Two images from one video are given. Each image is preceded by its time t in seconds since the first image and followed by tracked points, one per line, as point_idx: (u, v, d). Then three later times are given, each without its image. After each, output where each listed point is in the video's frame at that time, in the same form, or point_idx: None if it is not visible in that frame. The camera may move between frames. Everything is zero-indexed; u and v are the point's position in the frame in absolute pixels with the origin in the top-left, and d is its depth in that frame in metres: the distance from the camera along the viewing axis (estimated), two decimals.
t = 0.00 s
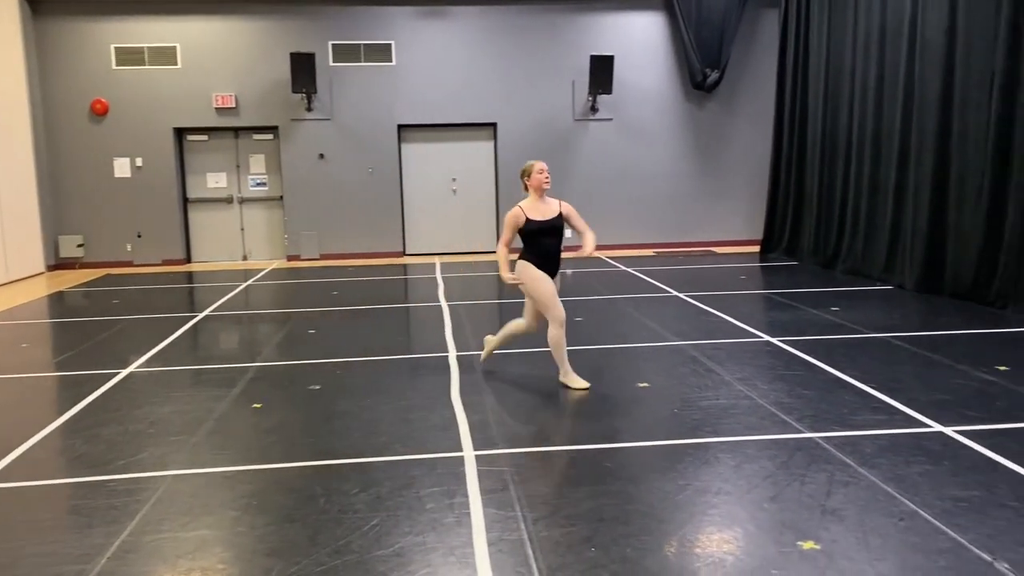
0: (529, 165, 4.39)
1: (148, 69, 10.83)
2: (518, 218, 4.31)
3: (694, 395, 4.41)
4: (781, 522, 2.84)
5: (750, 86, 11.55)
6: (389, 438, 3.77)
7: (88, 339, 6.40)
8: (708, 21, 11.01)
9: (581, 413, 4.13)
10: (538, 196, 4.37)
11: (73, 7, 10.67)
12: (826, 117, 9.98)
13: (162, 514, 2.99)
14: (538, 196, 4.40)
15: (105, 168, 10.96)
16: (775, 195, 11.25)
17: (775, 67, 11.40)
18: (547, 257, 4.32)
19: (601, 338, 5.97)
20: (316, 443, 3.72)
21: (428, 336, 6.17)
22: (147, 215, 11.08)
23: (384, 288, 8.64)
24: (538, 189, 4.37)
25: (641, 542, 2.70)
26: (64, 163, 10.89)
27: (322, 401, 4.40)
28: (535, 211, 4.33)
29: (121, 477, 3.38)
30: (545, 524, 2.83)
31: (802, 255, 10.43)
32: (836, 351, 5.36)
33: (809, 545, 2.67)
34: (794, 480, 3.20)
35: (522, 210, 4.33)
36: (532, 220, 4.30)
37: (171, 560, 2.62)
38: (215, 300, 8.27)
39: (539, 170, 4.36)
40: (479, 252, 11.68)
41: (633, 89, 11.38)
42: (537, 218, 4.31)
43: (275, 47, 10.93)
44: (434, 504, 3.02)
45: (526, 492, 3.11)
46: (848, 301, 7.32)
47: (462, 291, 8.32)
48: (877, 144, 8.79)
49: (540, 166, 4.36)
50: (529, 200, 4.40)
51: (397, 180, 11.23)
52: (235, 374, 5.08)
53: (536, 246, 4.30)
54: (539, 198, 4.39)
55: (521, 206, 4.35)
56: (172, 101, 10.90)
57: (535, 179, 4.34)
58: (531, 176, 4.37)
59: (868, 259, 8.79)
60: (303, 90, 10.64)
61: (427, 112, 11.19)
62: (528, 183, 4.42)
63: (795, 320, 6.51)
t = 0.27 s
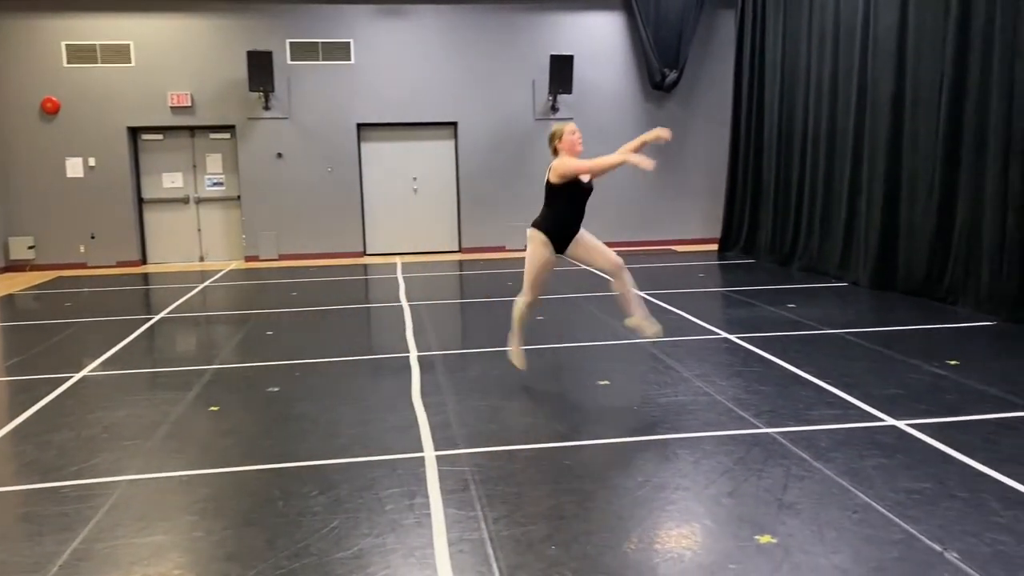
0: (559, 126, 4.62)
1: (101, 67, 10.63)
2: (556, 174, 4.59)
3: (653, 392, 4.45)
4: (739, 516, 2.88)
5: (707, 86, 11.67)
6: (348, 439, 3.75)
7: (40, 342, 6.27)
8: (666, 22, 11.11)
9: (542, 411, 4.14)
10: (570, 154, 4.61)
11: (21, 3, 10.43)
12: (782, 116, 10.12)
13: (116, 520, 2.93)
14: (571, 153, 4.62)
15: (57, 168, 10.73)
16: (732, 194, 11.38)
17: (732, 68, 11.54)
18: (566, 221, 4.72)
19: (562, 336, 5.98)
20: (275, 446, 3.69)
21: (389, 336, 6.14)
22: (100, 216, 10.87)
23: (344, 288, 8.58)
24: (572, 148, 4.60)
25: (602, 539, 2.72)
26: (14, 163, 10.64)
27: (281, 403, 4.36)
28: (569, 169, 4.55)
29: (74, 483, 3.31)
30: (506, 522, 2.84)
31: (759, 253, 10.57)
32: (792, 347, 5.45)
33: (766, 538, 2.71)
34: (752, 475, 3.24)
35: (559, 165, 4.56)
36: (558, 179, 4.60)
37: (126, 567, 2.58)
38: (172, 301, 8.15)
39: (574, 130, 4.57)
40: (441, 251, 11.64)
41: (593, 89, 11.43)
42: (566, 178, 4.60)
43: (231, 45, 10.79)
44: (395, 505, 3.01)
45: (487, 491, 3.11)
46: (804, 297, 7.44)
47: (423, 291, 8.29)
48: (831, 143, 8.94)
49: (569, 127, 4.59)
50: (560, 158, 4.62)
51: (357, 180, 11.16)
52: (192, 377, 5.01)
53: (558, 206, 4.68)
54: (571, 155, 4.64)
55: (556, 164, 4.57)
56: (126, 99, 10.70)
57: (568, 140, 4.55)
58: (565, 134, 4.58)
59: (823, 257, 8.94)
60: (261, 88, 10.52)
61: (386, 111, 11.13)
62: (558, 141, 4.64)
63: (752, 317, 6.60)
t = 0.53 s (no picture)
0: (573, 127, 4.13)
1: (49, 65, 10.39)
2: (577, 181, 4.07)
3: (611, 390, 4.47)
4: (695, 512, 2.91)
5: (664, 86, 11.76)
6: (305, 441, 3.71)
7: None
8: (623, 22, 11.19)
9: (500, 410, 4.14)
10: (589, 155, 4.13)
11: None
12: (737, 116, 10.25)
13: (66, 528, 2.87)
14: (592, 154, 4.13)
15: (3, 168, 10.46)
16: (689, 193, 11.50)
17: (687, 68, 11.65)
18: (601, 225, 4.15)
19: (521, 335, 6.00)
20: (230, 449, 3.64)
21: (347, 337, 6.09)
22: (50, 217, 10.62)
23: (302, 289, 8.50)
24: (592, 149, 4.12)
25: (560, 537, 2.73)
26: None
27: (236, 406, 4.30)
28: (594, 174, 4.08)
29: (21, 491, 3.23)
30: (464, 523, 2.83)
31: (716, 252, 10.69)
32: (747, 344, 5.52)
33: (721, 533, 2.74)
34: (707, 471, 3.28)
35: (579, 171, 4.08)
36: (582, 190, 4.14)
37: None
38: (124, 304, 7.99)
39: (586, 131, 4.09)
40: (400, 251, 11.58)
41: (551, 89, 11.46)
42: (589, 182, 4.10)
43: (184, 42, 10.62)
44: (352, 507, 2.99)
45: (445, 492, 3.10)
46: (760, 295, 7.54)
47: (382, 292, 8.24)
48: (785, 143, 9.08)
49: (580, 129, 4.12)
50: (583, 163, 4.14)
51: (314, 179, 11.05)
52: (145, 381, 4.92)
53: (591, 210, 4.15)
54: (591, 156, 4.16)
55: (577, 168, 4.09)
56: (76, 97, 10.48)
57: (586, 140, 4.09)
58: (581, 137, 4.11)
59: (778, 255, 9.07)
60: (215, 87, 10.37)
61: (343, 110, 11.04)
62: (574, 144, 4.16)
63: (709, 314, 6.67)
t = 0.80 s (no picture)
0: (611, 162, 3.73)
1: None
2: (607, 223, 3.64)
3: (569, 388, 4.49)
4: (650, 508, 2.93)
5: (621, 85, 11.83)
6: (259, 444, 3.67)
7: None
8: (579, 21, 11.25)
9: (457, 410, 4.13)
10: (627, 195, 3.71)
11: None
12: (692, 115, 10.35)
13: (10, 537, 2.80)
14: (627, 194, 3.72)
15: None
16: (647, 191, 11.59)
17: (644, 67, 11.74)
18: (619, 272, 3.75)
19: (480, 334, 5.99)
20: (182, 453, 3.57)
21: (304, 338, 6.03)
22: None
23: (258, 290, 8.39)
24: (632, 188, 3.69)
25: (516, 536, 2.73)
26: None
27: (189, 409, 4.23)
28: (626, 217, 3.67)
29: None
30: (420, 524, 2.82)
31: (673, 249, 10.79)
32: (703, 341, 5.58)
33: (675, 529, 2.77)
34: (663, 467, 3.31)
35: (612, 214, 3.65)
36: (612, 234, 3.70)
37: None
38: (74, 306, 7.82)
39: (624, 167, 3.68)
40: (357, 251, 11.49)
41: (509, 87, 11.47)
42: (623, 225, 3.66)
43: (134, 39, 10.42)
44: (307, 510, 2.96)
45: (401, 493, 3.09)
46: (715, 292, 7.63)
47: (339, 292, 8.18)
48: (739, 142, 9.20)
49: (619, 164, 3.71)
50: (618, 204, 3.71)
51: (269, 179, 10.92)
52: (95, 385, 4.82)
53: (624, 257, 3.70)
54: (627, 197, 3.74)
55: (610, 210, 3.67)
56: (23, 95, 10.23)
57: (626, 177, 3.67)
58: (618, 174, 3.71)
59: (733, 252, 9.18)
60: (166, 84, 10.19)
61: (299, 109, 10.93)
62: (611, 180, 3.75)
63: (665, 312, 6.73)
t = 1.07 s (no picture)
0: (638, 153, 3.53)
1: None
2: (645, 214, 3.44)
3: (527, 387, 4.49)
4: (608, 506, 2.94)
5: (579, 84, 11.88)
6: (213, 448, 3.61)
7: None
8: (536, 21, 11.28)
9: (415, 410, 4.11)
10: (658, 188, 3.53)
11: None
12: (648, 114, 10.43)
13: None
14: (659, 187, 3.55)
15: None
16: (604, 190, 11.65)
17: (601, 67, 11.80)
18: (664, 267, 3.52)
19: (438, 334, 5.97)
20: (132, 458, 3.50)
21: (260, 340, 5.95)
22: None
23: (212, 291, 8.26)
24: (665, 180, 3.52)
25: (473, 536, 2.72)
26: None
27: (141, 413, 4.15)
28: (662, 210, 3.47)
29: None
30: (377, 525, 2.80)
31: (631, 248, 10.87)
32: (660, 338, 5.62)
33: (632, 525, 2.78)
34: (619, 463, 3.33)
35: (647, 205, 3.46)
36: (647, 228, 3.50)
37: None
38: (22, 309, 7.63)
39: (656, 157, 3.50)
40: (314, 251, 11.38)
41: (467, 86, 11.45)
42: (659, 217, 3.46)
43: (83, 35, 10.19)
44: (262, 513, 2.92)
45: (358, 494, 3.06)
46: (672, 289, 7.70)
47: (296, 292, 8.09)
48: (694, 140, 9.29)
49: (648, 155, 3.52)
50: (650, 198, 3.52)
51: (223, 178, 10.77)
52: (42, 389, 4.70)
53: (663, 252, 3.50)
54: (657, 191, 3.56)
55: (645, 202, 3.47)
56: None
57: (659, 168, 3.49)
58: (648, 166, 3.52)
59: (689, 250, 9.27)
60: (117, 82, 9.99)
61: (253, 107, 10.79)
62: (641, 171, 3.56)
63: (623, 309, 6.77)
